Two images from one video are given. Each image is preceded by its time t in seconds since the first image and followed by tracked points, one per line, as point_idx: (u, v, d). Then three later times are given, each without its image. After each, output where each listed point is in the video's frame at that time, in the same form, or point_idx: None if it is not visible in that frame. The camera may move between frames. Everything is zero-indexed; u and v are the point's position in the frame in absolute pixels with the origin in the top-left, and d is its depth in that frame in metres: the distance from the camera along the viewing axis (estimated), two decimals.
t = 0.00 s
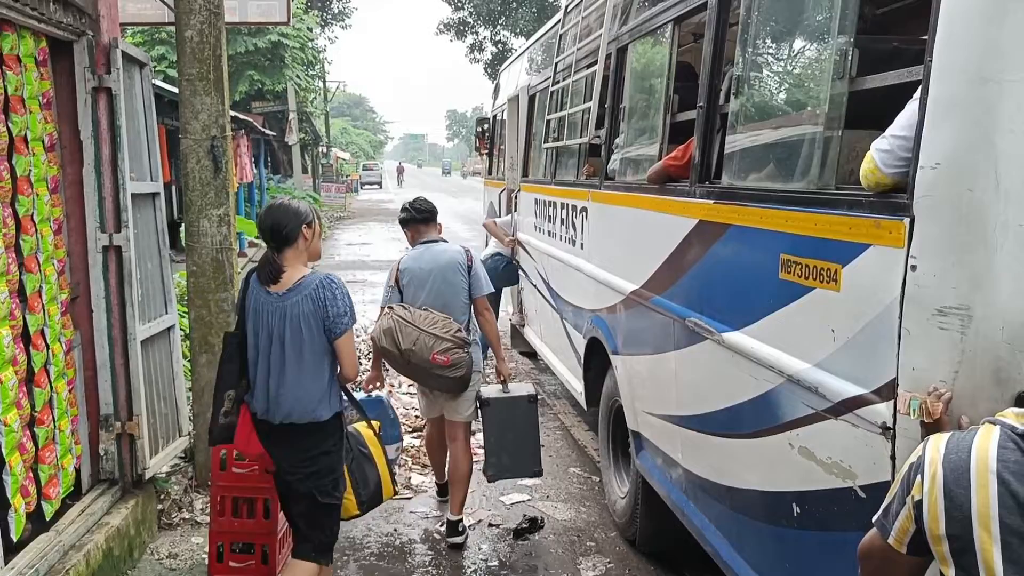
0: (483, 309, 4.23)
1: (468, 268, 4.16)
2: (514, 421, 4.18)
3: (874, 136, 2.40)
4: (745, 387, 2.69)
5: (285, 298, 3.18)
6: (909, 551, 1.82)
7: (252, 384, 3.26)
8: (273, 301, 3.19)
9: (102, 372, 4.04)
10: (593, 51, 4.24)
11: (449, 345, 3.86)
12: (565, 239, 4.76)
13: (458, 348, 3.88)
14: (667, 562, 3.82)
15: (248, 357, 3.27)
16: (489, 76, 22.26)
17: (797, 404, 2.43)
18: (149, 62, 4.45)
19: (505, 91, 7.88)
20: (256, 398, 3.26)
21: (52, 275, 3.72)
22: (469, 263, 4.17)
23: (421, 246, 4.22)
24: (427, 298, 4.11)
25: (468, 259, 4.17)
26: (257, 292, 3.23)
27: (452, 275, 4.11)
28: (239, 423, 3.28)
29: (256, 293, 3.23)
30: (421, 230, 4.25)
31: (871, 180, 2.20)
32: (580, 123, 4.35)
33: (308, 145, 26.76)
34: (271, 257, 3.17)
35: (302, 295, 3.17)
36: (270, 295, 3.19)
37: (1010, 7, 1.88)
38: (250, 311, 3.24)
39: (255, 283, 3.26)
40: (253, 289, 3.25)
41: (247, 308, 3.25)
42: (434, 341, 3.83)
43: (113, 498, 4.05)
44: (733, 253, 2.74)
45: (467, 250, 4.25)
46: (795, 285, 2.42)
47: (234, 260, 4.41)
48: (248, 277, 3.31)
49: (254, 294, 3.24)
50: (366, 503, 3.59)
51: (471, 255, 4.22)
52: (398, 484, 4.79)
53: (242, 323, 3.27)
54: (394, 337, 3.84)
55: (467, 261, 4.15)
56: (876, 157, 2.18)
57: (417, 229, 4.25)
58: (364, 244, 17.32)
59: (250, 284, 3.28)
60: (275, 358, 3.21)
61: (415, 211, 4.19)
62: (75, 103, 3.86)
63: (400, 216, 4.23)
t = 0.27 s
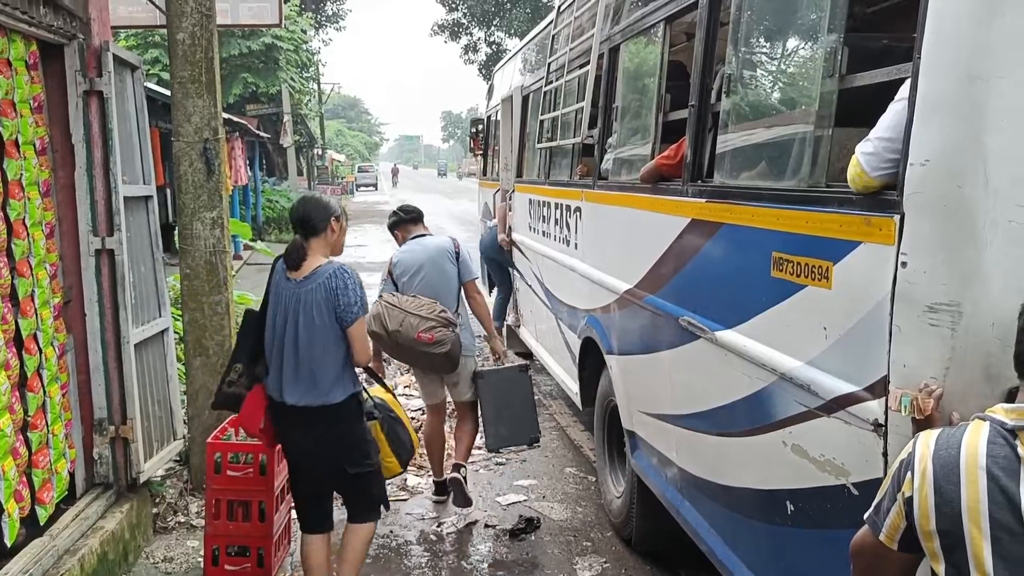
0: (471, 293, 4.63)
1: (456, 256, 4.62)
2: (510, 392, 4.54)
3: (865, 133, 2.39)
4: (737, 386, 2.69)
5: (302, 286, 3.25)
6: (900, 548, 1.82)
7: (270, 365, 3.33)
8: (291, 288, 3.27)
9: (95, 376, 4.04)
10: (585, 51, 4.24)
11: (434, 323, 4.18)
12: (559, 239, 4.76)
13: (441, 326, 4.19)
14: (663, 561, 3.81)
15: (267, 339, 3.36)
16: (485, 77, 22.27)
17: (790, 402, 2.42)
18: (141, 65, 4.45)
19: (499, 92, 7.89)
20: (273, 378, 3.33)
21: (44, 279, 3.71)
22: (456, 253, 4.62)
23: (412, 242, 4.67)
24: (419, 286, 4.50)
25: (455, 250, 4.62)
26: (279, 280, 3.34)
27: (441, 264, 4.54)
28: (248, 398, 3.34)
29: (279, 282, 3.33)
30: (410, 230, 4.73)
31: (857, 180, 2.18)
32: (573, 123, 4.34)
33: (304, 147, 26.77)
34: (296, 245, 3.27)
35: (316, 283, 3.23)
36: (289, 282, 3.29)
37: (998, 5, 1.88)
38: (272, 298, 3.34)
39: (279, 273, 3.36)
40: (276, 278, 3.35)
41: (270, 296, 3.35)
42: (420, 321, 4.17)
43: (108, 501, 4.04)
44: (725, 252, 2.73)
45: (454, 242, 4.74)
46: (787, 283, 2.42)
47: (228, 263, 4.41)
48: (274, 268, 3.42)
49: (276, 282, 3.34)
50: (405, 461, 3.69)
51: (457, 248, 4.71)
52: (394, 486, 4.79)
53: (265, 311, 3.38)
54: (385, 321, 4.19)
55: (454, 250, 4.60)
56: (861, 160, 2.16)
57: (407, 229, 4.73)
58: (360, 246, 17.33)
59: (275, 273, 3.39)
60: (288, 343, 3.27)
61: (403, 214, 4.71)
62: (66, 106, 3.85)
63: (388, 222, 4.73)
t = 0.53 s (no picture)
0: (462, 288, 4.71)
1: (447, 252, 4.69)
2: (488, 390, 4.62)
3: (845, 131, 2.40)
4: (722, 385, 2.69)
5: (331, 289, 3.41)
6: (882, 543, 1.86)
7: (297, 366, 3.48)
8: (319, 292, 3.43)
9: (80, 382, 4.03)
10: (569, 51, 4.25)
11: (423, 315, 4.23)
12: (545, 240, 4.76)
13: (431, 318, 4.24)
14: (652, 560, 3.81)
15: (293, 341, 3.51)
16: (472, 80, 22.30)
17: (774, 400, 2.43)
18: (123, 69, 4.43)
19: (484, 93, 7.88)
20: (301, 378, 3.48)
21: (28, 285, 3.69)
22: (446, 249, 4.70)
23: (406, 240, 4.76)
24: (412, 283, 4.59)
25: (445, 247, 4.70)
26: (305, 283, 3.48)
27: (432, 260, 4.62)
28: (278, 401, 3.50)
29: (305, 285, 3.48)
30: (404, 228, 4.82)
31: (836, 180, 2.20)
32: (558, 124, 4.35)
33: (292, 150, 26.72)
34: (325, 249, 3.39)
35: (345, 287, 3.40)
36: (317, 286, 3.43)
37: (974, 4, 1.90)
38: (298, 301, 3.49)
39: (304, 276, 3.51)
40: (301, 282, 3.50)
41: (295, 298, 3.50)
42: (409, 313, 4.21)
43: (94, 508, 4.03)
44: (708, 251, 2.74)
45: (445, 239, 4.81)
46: (770, 282, 2.43)
47: (214, 267, 4.40)
48: (297, 272, 3.56)
49: (302, 286, 3.49)
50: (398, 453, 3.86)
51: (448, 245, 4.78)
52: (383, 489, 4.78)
53: (290, 313, 3.52)
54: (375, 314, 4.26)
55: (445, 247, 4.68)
56: (841, 160, 2.18)
57: (400, 227, 4.81)
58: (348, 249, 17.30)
59: (299, 277, 3.53)
60: (316, 344, 3.43)
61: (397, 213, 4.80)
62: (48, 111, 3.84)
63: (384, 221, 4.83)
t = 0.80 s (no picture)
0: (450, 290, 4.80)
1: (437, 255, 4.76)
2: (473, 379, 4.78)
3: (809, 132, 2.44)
4: (691, 382, 2.72)
5: (363, 278, 3.70)
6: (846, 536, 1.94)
7: (328, 355, 3.70)
8: (350, 282, 3.70)
9: (49, 387, 3.98)
10: (540, 53, 4.26)
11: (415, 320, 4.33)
12: (518, 241, 4.76)
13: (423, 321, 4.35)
14: (626, 558, 3.84)
15: (321, 333, 3.72)
16: (446, 80, 22.27)
17: (742, 398, 2.46)
18: (90, 70, 4.37)
19: (456, 94, 7.87)
20: (330, 367, 3.70)
21: None
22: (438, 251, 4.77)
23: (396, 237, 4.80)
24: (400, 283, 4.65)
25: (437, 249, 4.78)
26: (332, 275, 3.73)
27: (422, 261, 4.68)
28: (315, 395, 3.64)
29: (331, 278, 3.72)
30: (393, 225, 4.84)
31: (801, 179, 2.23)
32: (530, 125, 4.36)
33: (265, 152, 26.53)
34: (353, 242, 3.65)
35: (376, 276, 3.71)
36: (348, 277, 3.71)
37: (931, 7, 1.94)
38: (324, 293, 3.72)
39: (328, 269, 3.75)
40: (327, 274, 3.74)
41: (320, 291, 3.73)
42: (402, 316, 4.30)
43: (64, 514, 3.98)
44: (677, 250, 2.77)
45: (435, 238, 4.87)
46: (737, 280, 2.46)
47: (184, 270, 4.36)
48: (316, 265, 3.80)
49: (328, 278, 3.73)
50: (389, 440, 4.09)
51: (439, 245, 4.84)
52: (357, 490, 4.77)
53: (314, 304, 3.73)
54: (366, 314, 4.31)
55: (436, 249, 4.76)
56: (804, 160, 2.21)
57: (389, 222, 4.82)
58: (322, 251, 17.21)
59: (321, 270, 3.77)
60: (349, 331, 3.69)
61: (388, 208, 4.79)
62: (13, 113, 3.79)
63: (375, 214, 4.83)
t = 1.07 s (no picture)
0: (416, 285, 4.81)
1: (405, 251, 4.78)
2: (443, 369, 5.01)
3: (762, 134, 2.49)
4: (651, 380, 2.76)
5: (361, 267, 4.00)
6: (799, 529, 1.99)
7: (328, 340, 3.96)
8: (347, 271, 3.98)
9: (4, 392, 3.91)
10: (502, 54, 4.29)
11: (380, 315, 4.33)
12: (481, 241, 4.78)
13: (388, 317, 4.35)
14: (591, 555, 3.88)
15: (319, 319, 3.98)
16: (409, 82, 22.29)
17: (700, 395, 2.50)
18: (45, 70, 4.31)
19: (420, 95, 7.87)
20: (331, 350, 3.97)
21: None
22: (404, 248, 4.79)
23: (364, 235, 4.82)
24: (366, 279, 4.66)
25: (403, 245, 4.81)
26: (329, 265, 4.00)
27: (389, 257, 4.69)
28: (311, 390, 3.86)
29: (329, 267, 4.00)
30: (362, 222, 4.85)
31: (754, 180, 2.27)
32: (493, 126, 4.38)
33: (228, 153, 26.24)
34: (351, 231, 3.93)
35: (371, 265, 4.02)
36: (345, 266, 3.99)
37: (877, 11, 2.01)
38: (322, 282, 3.99)
39: (325, 260, 4.02)
40: (324, 265, 4.01)
41: (318, 280, 3.99)
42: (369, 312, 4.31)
43: (21, 521, 3.91)
44: (636, 249, 2.81)
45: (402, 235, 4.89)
46: (694, 279, 2.50)
47: (145, 272, 4.31)
48: (311, 257, 4.04)
49: (326, 268, 4.00)
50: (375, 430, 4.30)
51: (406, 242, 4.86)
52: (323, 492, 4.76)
53: (312, 292, 3.99)
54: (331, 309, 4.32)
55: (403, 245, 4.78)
56: (758, 161, 2.25)
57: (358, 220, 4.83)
58: (286, 253, 17.06)
59: (317, 261, 4.03)
60: (348, 316, 3.98)
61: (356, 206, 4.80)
62: None
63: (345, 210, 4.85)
